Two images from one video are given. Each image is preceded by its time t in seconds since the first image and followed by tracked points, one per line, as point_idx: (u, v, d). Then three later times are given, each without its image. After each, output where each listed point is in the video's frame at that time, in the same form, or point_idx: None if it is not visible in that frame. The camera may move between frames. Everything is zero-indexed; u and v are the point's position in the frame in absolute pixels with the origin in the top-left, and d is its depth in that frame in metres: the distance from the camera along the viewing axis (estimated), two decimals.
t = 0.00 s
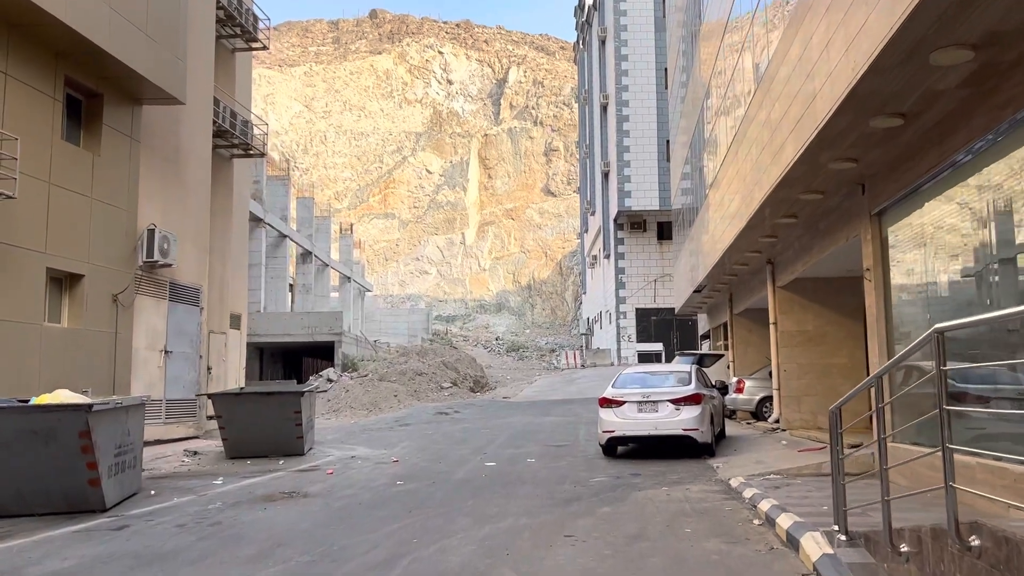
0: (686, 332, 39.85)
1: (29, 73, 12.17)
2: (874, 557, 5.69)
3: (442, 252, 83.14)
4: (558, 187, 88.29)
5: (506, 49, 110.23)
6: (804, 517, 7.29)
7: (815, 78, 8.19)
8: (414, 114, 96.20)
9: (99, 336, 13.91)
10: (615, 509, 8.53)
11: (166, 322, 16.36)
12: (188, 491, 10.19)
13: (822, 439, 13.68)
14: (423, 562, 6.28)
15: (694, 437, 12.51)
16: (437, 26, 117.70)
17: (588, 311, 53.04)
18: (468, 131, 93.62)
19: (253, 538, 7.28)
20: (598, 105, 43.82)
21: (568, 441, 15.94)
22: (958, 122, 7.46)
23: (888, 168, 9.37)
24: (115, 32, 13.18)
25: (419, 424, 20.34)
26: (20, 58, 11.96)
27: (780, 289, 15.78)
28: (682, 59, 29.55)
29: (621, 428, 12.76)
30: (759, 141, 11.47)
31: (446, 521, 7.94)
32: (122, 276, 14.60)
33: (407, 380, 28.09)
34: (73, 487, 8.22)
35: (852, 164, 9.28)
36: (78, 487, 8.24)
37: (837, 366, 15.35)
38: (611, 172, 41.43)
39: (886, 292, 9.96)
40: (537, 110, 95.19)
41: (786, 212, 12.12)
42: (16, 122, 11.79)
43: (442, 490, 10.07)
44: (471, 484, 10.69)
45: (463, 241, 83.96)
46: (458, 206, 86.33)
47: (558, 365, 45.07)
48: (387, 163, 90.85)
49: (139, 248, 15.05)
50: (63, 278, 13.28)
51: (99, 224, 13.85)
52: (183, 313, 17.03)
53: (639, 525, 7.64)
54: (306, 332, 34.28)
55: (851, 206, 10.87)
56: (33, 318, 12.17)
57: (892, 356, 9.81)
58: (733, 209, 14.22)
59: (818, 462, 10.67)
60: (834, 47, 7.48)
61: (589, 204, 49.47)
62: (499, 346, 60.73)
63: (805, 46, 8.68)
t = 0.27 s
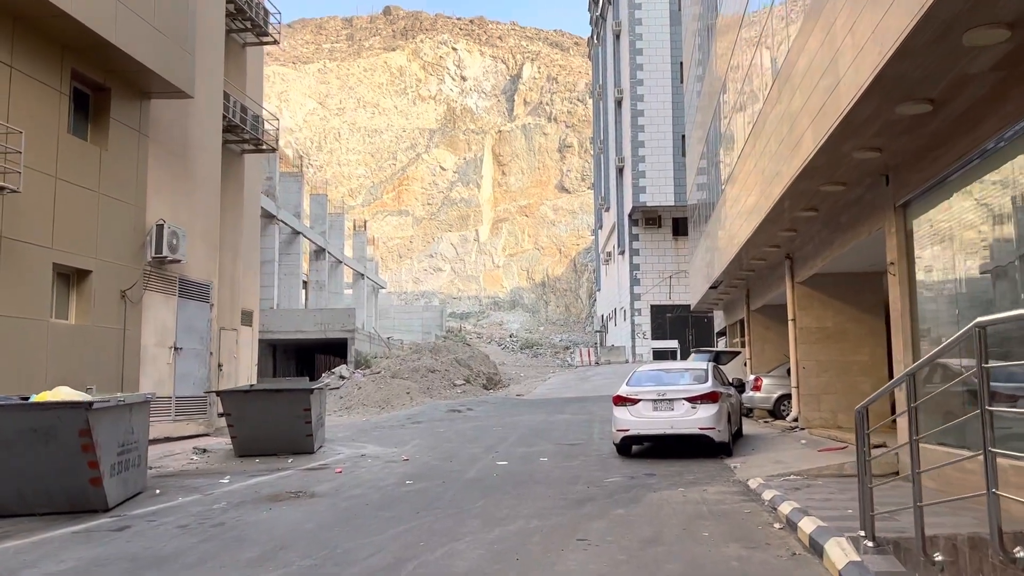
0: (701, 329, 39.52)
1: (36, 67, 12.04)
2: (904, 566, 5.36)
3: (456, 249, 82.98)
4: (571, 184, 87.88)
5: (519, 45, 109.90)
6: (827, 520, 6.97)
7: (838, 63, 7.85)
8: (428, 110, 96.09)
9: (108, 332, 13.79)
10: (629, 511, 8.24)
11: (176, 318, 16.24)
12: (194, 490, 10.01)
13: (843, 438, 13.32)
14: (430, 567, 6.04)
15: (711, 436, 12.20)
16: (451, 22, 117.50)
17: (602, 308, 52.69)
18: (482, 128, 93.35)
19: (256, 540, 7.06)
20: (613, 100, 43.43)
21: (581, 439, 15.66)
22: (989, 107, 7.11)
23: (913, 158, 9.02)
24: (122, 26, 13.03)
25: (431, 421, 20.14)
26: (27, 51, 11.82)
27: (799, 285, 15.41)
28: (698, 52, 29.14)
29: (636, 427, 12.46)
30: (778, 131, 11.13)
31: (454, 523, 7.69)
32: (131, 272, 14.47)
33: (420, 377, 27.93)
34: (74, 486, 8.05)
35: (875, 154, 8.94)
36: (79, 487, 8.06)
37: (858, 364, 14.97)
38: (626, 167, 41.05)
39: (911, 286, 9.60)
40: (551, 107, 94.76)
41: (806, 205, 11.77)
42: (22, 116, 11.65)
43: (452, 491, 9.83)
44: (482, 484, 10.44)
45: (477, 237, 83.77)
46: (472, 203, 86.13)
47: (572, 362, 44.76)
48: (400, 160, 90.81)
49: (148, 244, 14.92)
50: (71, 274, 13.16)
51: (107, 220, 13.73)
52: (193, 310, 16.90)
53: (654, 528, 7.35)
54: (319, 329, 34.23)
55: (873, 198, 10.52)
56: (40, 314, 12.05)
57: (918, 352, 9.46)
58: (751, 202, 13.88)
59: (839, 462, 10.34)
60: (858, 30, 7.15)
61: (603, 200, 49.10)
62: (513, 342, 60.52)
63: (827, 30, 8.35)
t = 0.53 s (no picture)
0: (712, 328, 39.20)
1: (39, 63, 11.94)
2: None
3: (466, 248, 82.81)
4: (582, 182, 87.59)
5: (529, 44, 109.74)
6: (842, 525, 6.74)
7: (854, 53, 7.61)
8: (438, 109, 96.04)
9: (112, 330, 13.69)
10: (637, 515, 8.02)
11: (182, 316, 16.13)
12: (195, 490, 9.88)
13: (857, 439, 13.05)
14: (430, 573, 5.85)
15: (722, 437, 11.96)
16: (461, 21, 117.47)
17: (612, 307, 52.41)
18: (492, 127, 93.18)
19: (254, 543, 6.88)
20: (623, 98, 43.17)
21: (590, 440, 15.45)
22: (1012, 97, 6.84)
23: (930, 152, 8.76)
24: (127, 22, 12.92)
25: (439, 421, 19.99)
26: (30, 47, 11.72)
27: (811, 283, 15.14)
28: (708, 48, 28.87)
29: (645, 428, 12.23)
30: (791, 126, 10.87)
31: (458, 526, 7.50)
32: (135, 270, 14.37)
33: (428, 376, 27.78)
34: (72, 487, 7.91)
35: (892, 147, 8.68)
36: (77, 488, 7.93)
37: (872, 363, 14.68)
38: (636, 165, 40.78)
39: (928, 283, 9.33)
40: (561, 105, 94.49)
41: (819, 201, 11.51)
42: (25, 112, 11.54)
43: (457, 492, 9.64)
44: (488, 485, 10.25)
45: (487, 236, 83.60)
46: (482, 202, 85.97)
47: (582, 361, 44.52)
48: (410, 159, 90.76)
49: (153, 242, 14.81)
50: (75, 272, 13.06)
51: (111, 217, 13.62)
52: (200, 308, 16.80)
53: (663, 532, 7.15)
54: (328, 327, 34.14)
55: (889, 194, 10.26)
56: (44, 312, 11.95)
57: (935, 352, 9.19)
58: (762, 199, 13.62)
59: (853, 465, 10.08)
60: (876, 19, 6.90)
61: (613, 199, 48.84)
62: (522, 341, 60.31)
63: (842, 19, 8.10)
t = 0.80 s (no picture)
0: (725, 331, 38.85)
1: (43, 62, 11.82)
2: None
3: (477, 250, 82.62)
4: (593, 184, 87.27)
5: (540, 45, 109.64)
6: (862, 537, 6.47)
7: (873, 46, 7.34)
8: (449, 111, 96.04)
9: (117, 333, 13.57)
10: (649, 523, 7.78)
11: (188, 318, 16.01)
12: (197, 495, 9.71)
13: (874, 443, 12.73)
14: None
15: (735, 442, 11.69)
16: (472, 23, 117.53)
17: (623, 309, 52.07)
18: (502, 128, 93.02)
19: (253, 551, 6.69)
20: (634, 98, 42.90)
21: (600, 444, 15.20)
22: None
23: (952, 148, 8.47)
24: (132, 21, 12.80)
25: (448, 424, 19.79)
26: (34, 46, 11.61)
27: (826, 285, 14.83)
28: (720, 47, 28.59)
29: (657, 432, 11.98)
30: (806, 123, 10.60)
31: (463, 535, 7.28)
32: (141, 272, 14.25)
33: (437, 378, 27.58)
34: (71, 492, 7.75)
35: (912, 143, 8.40)
36: (76, 493, 7.77)
37: (889, 366, 14.35)
38: (647, 166, 40.49)
39: (949, 284, 9.03)
40: (572, 107, 94.23)
41: (835, 200, 11.23)
42: (28, 111, 11.42)
43: (464, 499, 9.42)
44: (496, 491, 10.04)
45: (497, 238, 83.41)
46: (493, 203, 85.79)
47: (593, 363, 44.26)
48: (421, 161, 90.73)
49: (159, 243, 14.69)
50: (80, 273, 12.95)
51: (116, 218, 13.51)
52: (206, 309, 16.67)
53: (675, 542, 6.91)
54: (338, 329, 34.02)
55: (908, 192, 9.97)
56: (48, 314, 11.83)
57: (957, 355, 8.88)
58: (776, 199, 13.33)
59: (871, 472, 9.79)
60: (896, 10, 6.65)
61: (625, 200, 48.56)
62: (533, 344, 60.05)
63: (859, 12, 7.83)
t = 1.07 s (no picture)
0: (737, 335, 38.43)
1: (49, 63, 11.70)
2: None
3: (487, 255, 82.39)
4: (604, 189, 86.92)
5: (551, 50, 109.57)
6: (890, 548, 6.17)
7: (898, 37, 7.07)
8: (459, 116, 96.06)
9: (124, 337, 13.43)
10: (665, 532, 7.51)
11: (197, 323, 15.86)
12: (202, 502, 9.50)
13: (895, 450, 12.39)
14: None
15: (752, 449, 11.39)
16: (482, 28, 117.67)
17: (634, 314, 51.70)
18: (513, 133, 92.90)
19: (256, 561, 6.48)
20: (645, 102, 42.65)
21: (613, 450, 14.92)
22: None
23: (979, 145, 8.18)
24: (139, 21, 12.67)
25: (458, 429, 19.53)
26: (40, 47, 11.50)
27: (844, 287, 14.51)
28: (732, 48, 28.31)
29: (671, 438, 11.70)
30: (824, 121, 10.32)
31: (473, 544, 7.04)
32: (148, 275, 14.11)
33: (447, 383, 27.35)
34: (72, 499, 7.57)
35: (937, 140, 8.12)
36: (76, 500, 7.59)
37: (909, 371, 13.99)
38: (659, 169, 40.21)
39: (975, 286, 8.72)
40: (583, 111, 94.00)
41: (855, 200, 10.93)
42: (33, 112, 11.29)
43: (474, 506, 9.17)
44: (506, 498, 9.78)
45: (508, 243, 83.20)
46: (503, 208, 85.61)
47: (604, 368, 43.93)
48: (431, 165, 90.71)
49: (167, 247, 14.56)
50: (87, 277, 12.81)
51: (123, 221, 13.38)
52: (215, 314, 16.53)
53: (693, 553, 6.63)
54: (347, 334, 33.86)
55: (932, 191, 9.67)
56: (53, 317, 11.69)
57: (985, 358, 8.56)
58: (793, 199, 13.04)
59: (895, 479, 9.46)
60: None
61: (636, 204, 48.27)
62: (544, 348, 59.72)
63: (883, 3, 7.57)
